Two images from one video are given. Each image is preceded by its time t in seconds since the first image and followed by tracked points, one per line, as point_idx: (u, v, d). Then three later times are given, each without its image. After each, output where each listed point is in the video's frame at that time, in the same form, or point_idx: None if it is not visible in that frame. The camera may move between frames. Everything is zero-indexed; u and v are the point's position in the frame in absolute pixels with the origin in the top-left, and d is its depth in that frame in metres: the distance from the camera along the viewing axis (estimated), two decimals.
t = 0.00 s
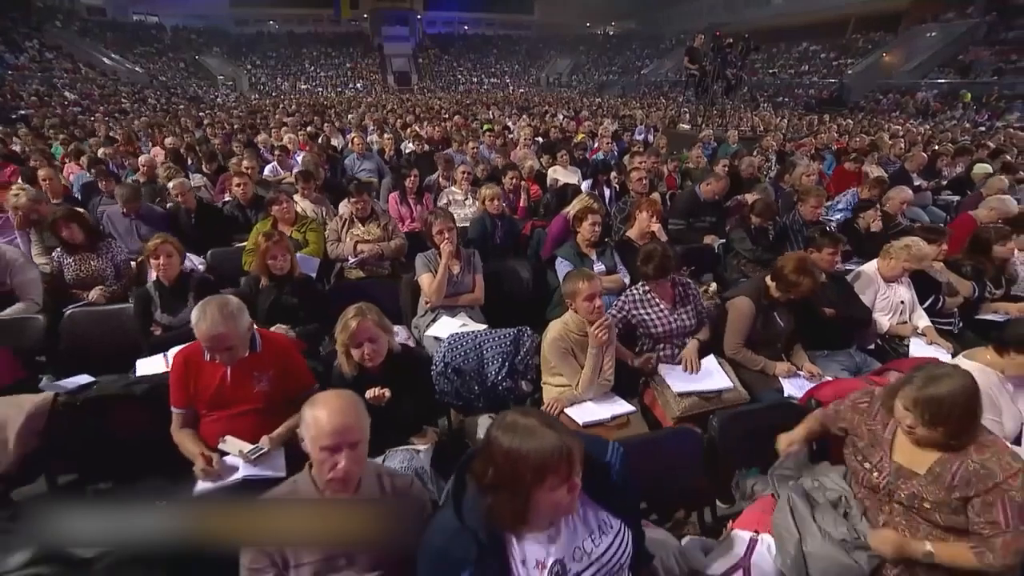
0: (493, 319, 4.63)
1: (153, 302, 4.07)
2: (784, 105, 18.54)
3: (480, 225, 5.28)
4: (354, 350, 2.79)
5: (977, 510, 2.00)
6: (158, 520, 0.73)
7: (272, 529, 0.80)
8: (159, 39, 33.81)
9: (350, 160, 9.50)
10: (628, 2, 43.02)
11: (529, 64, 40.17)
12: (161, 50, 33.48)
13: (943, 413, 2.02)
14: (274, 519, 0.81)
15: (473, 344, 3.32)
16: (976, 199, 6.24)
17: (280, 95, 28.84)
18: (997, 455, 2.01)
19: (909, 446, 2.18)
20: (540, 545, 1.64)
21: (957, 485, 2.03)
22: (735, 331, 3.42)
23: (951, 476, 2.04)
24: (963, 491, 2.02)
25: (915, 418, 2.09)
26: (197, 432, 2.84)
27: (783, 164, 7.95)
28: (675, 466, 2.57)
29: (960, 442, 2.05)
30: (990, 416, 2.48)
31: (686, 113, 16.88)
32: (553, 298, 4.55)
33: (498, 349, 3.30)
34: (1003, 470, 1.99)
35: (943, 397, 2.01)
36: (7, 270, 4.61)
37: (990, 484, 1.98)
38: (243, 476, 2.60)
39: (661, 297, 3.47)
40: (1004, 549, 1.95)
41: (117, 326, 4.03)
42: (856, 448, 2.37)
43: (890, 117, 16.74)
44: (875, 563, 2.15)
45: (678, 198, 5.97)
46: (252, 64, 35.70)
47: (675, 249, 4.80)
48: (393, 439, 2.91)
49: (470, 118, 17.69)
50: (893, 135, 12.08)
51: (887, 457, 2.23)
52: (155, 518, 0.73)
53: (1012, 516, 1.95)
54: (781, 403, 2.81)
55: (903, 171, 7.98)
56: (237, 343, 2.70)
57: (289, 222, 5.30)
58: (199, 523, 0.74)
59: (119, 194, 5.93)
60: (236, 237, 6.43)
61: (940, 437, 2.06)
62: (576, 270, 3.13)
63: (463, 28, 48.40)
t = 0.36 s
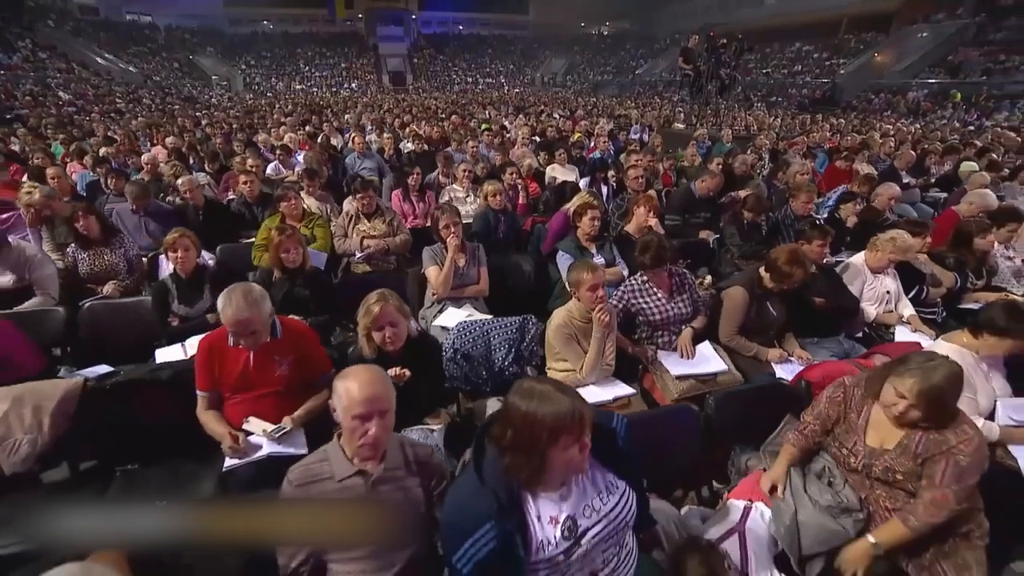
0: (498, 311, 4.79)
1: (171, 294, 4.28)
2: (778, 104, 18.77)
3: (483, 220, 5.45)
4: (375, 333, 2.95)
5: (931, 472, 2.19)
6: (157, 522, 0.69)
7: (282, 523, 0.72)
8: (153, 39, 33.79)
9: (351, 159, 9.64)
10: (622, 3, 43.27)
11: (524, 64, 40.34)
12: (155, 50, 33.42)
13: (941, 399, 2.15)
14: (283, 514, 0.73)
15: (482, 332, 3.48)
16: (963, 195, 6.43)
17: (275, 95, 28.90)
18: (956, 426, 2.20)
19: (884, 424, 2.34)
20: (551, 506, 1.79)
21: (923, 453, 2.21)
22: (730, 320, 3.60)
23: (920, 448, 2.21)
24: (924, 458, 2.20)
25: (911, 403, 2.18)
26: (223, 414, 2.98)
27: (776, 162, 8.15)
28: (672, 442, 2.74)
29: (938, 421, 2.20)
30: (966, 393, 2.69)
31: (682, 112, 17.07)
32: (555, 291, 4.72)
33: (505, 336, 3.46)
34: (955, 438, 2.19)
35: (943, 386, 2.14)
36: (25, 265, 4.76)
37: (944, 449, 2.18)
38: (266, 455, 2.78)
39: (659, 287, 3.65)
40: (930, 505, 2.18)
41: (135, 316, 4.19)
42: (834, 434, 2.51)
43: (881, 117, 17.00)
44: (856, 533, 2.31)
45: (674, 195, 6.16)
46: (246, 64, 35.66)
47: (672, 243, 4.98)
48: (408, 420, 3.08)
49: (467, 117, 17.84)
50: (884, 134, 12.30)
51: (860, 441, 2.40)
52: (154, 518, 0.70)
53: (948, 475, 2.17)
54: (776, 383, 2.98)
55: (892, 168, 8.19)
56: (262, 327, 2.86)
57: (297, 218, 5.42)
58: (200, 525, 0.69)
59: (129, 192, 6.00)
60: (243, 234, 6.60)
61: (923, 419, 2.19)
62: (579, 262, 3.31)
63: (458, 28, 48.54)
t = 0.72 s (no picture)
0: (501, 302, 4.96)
1: (187, 287, 4.38)
2: (771, 104, 19.00)
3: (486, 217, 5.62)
4: (395, 319, 3.12)
5: (918, 445, 2.39)
6: (162, 522, 0.71)
7: (284, 525, 0.70)
8: (146, 39, 33.73)
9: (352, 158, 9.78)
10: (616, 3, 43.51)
11: (519, 64, 40.49)
12: (149, 50, 33.42)
13: (915, 369, 2.34)
14: (280, 515, 0.71)
15: (489, 321, 3.65)
16: (950, 191, 6.64)
17: (270, 96, 28.94)
18: (935, 398, 2.39)
19: (867, 398, 2.54)
20: (561, 469, 1.95)
21: (906, 425, 2.40)
22: (726, 309, 3.77)
23: (900, 419, 2.41)
24: (909, 430, 2.40)
25: (887, 373, 2.39)
26: (244, 397, 3.13)
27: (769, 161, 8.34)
28: (672, 420, 2.91)
29: (918, 392, 2.40)
30: (944, 372, 2.85)
31: (676, 112, 17.27)
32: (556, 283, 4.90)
33: (511, 324, 3.62)
34: (933, 408, 2.38)
35: (916, 355, 2.33)
36: (42, 260, 4.92)
37: (927, 422, 2.36)
38: (288, 434, 2.94)
39: (658, 278, 3.84)
40: (923, 475, 2.36)
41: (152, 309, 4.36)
42: (822, 410, 2.69)
43: (873, 116, 17.22)
44: (848, 490, 2.56)
45: (670, 192, 6.34)
46: (240, 64, 35.68)
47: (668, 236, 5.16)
48: (421, 403, 3.25)
49: (463, 117, 17.98)
50: (875, 133, 12.53)
51: (847, 416, 2.59)
52: (156, 514, 0.72)
53: (936, 447, 2.36)
54: (768, 365, 3.16)
55: (882, 166, 8.40)
56: (284, 314, 3.01)
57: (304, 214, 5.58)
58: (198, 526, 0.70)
59: (139, 189, 6.16)
60: (249, 230, 6.74)
61: (902, 390, 2.39)
62: (583, 253, 3.48)
63: (453, 28, 48.66)
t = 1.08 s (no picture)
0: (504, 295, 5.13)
1: (202, 278, 4.45)
2: (765, 104, 19.19)
3: (487, 213, 5.79)
4: (406, 306, 3.28)
5: (904, 415, 2.60)
6: (161, 522, 0.81)
7: (285, 527, 0.81)
8: (140, 39, 33.68)
9: (352, 157, 9.92)
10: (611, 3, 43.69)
11: (514, 64, 40.63)
12: (143, 50, 33.41)
13: (893, 344, 2.57)
14: (275, 520, 0.82)
15: (496, 309, 3.81)
16: (939, 188, 6.83)
17: (266, 96, 28.98)
18: (917, 372, 2.62)
19: (855, 374, 2.77)
20: (570, 438, 2.12)
21: (891, 399, 2.62)
22: (723, 299, 3.95)
23: (885, 392, 2.64)
24: (894, 404, 2.62)
25: (868, 348, 2.62)
26: (263, 381, 3.28)
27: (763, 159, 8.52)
28: (671, 401, 3.08)
29: (900, 367, 2.63)
30: (926, 354, 3.04)
31: (671, 111, 17.44)
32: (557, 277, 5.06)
33: (517, 313, 3.79)
34: (914, 381, 2.60)
35: (892, 331, 2.56)
36: (58, 255, 5.05)
37: (911, 393, 2.59)
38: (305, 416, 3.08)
39: (656, 268, 4.02)
40: (917, 440, 2.57)
41: (167, 301, 4.63)
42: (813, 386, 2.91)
43: (866, 115, 17.43)
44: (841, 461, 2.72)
45: (667, 189, 6.53)
46: (235, 64, 35.62)
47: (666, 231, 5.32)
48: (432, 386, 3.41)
49: (460, 117, 18.11)
50: (867, 132, 12.72)
51: (836, 391, 2.80)
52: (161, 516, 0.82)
53: (920, 415, 2.57)
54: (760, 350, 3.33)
55: (873, 164, 8.59)
56: (302, 302, 3.18)
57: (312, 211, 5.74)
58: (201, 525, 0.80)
59: (149, 186, 6.31)
60: (256, 227, 6.89)
61: (884, 364, 2.62)
62: (585, 246, 3.65)
63: (448, 28, 48.74)
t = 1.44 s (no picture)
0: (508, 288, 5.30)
1: (217, 272, 4.61)
2: (760, 103, 19.40)
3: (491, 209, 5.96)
4: (415, 291, 3.45)
5: (864, 390, 2.76)
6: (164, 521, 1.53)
7: (265, 528, 1.56)
8: (135, 38, 33.67)
9: (354, 155, 10.07)
10: (607, 3, 43.88)
11: (510, 64, 40.77)
12: (138, 50, 33.35)
13: (864, 328, 2.73)
14: (256, 520, 1.57)
15: (502, 300, 3.98)
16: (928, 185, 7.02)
17: (262, 96, 29.03)
18: (884, 353, 2.78)
19: (833, 360, 2.93)
20: (580, 412, 2.28)
21: (860, 379, 2.79)
22: (719, 290, 4.13)
23: (858, 371, 2.81)
24: (862, 382, 2.78)
25: (842, 333, 2.78)
26: (281, 367, 3.42)
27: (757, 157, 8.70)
28: (671, 384, 3.24)
29: (871, 350, 2.79)
30: (910, 340, 3.20)
31: (667, 111, 17.60)
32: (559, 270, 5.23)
33: (522, 303, 3.95)
34: (878, 360, 2.76)
35: (863, 316, 2.72)
36: (73, 250, 5.19)
37: (872, 370, 2.75)
38: (323, 399, 3.22)
39: (655, 260, 4.19)
40: (867, 409, 2.73)
41: (182, 294, 4.78)
42: (798, 374, 3.08)
43: (860, 114, 17.65)
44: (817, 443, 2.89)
45: (664, 187, 6.73)
46: (230, 64, 35.57)
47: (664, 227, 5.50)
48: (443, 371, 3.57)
49: (458, 116, 18.26)
50: (860, 131, 12.93)
51: (818, 378, 2.97)
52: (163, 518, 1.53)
53: (874, 385, 2.73)
54: (756, 338, 3.50)
55: (865, 162, 8.79)
56: (319, 290, 3.34)
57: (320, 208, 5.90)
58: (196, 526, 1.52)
59: (158, 183, 6.43)
60: (262, 224, 7.05)
61: (859, 347, 2.78)
62: (587, 239, 3.82)
63: (444, 28, 48.83)
